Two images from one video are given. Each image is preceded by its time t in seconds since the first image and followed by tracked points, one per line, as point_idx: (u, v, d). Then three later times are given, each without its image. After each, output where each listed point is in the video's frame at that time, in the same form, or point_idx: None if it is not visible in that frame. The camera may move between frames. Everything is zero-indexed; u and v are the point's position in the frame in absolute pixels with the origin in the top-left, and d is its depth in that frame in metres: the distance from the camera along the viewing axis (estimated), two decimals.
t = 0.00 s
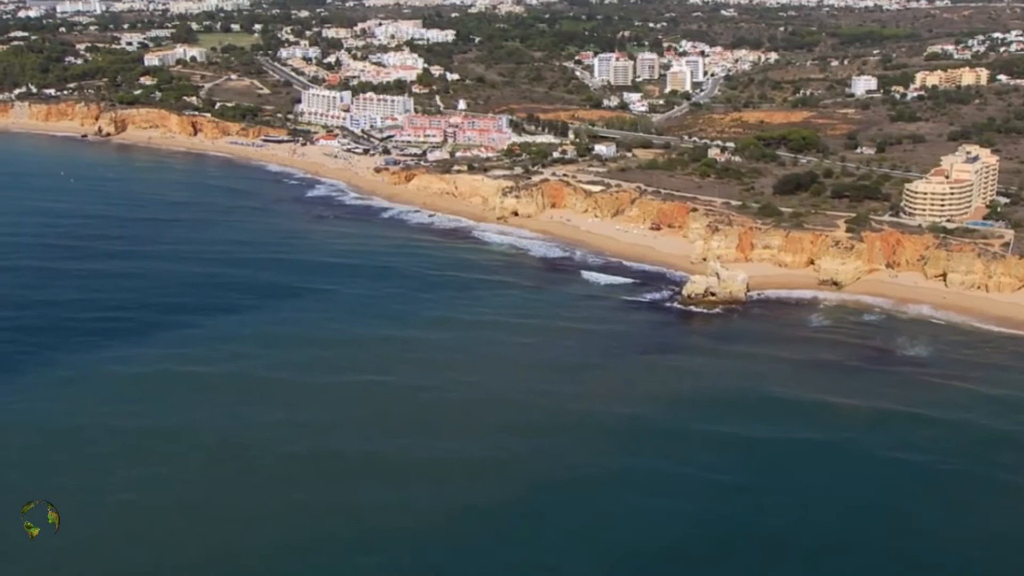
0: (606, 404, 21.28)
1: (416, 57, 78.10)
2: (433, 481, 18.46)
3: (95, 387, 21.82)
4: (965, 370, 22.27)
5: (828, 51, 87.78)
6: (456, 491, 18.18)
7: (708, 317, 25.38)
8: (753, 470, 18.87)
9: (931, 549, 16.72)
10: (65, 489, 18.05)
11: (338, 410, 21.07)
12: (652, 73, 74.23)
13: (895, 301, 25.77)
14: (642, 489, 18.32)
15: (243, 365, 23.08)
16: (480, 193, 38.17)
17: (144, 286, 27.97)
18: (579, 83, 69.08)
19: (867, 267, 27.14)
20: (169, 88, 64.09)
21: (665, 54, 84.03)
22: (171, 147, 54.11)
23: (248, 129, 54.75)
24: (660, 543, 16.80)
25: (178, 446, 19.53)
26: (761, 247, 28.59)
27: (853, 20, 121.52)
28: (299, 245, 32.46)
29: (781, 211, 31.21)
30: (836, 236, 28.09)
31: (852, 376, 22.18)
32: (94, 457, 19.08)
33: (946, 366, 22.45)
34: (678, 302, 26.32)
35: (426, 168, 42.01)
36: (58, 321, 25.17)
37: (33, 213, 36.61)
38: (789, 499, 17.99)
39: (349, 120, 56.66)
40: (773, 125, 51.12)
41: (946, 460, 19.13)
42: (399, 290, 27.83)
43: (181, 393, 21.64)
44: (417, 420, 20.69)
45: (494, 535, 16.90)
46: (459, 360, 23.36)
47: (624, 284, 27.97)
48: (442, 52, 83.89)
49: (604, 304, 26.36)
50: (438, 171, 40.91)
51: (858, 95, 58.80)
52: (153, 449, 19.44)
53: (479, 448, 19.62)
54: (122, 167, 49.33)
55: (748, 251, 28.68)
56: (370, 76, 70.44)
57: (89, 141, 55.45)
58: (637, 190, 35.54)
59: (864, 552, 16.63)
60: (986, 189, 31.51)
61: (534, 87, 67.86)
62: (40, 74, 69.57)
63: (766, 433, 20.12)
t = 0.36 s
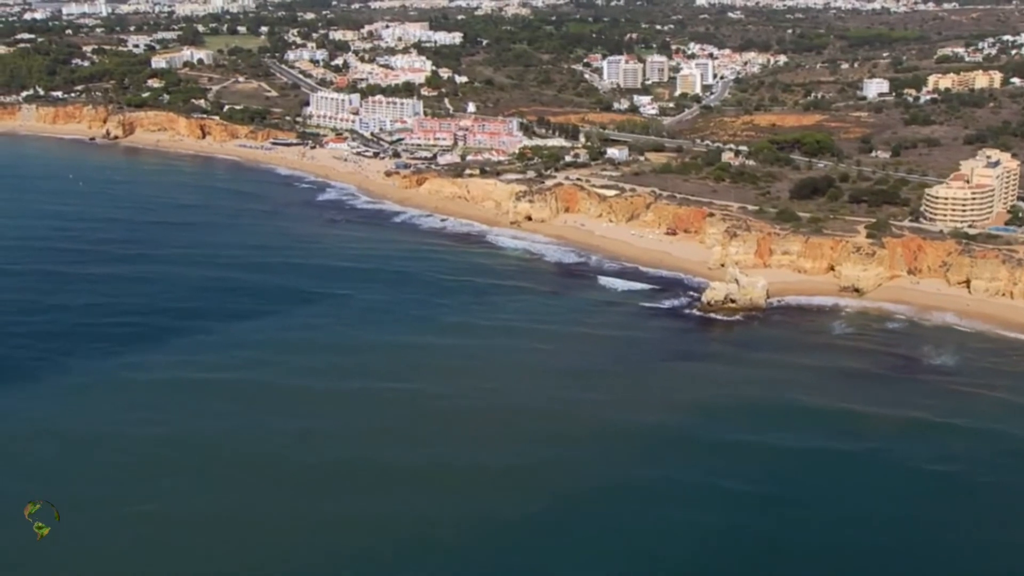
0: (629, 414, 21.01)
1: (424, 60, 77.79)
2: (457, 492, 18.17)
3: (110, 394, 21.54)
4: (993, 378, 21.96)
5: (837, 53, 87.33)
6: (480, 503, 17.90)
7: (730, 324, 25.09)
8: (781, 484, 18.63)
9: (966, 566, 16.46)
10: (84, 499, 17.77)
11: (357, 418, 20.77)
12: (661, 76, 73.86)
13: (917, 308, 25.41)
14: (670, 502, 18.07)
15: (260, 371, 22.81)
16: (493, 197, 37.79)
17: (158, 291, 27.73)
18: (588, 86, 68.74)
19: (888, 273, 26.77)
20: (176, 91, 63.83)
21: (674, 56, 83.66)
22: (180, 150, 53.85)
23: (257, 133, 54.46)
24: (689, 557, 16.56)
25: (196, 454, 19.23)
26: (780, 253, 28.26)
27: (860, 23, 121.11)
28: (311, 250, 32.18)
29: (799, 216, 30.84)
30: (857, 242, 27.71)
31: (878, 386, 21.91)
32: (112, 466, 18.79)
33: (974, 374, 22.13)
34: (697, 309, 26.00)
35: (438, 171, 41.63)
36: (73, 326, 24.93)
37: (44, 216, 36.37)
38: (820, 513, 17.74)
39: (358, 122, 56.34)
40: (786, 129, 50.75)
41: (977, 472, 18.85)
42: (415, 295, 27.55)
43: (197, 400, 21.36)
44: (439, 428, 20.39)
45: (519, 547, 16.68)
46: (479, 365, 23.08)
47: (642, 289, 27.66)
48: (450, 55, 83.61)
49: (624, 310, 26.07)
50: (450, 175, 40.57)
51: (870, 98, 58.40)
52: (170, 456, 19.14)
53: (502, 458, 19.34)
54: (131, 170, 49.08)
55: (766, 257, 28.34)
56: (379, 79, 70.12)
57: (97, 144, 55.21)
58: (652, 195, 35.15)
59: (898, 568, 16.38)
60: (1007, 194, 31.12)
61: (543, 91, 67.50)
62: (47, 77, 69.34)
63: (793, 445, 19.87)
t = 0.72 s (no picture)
0: (659, 425, 20.77)
1: (434, 62, 77.40)
2: (484, 505, 18.11)
3: (133, 407, 21.48)
4: None
5: (848, 56, 86.81)
6: (509, 516, 17.81)
7: (758, 331, 24.76)
8: (817, 496, 18.36)
9: None
10: (111, 516, 17.79)
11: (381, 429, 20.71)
12: (673, 79, 73.41)
13: (947, 317, 25.00)
14: (704, 515, 17.83)
15: (283, 382, 22.68)
16: (509, 202, 37.37)
17: (176, 298, 27.51)
18: (600, 89, 68.31)
19: (916, 281, 26.34)
20: (186, 94, 63.47)
21: (685, 59, 83.16)
22: (191, 154, 53.53)
23: (268, 136, 54.12)
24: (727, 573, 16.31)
25: (221, 469, 19.25)
26: (804, 260, 27.85)
27: (869, 26, 120.50)
28: (328, 255, 31.85)
29: (823, 223, 30.42)
30: (884, 249, 27.28)
31: (911, 398, 21.60)
32: (138, 483, 18.80)
33: (1009, 386, 21.83)
34: (722, 317, 25.57)
35: (452, 176, 41.24)
36: (93, 338, 24.78)
37: (57, 220, 36.11)
38: (857, 526, 17.46)
39: (370, 126, 56.00)
40: (802, 133, 50.34)
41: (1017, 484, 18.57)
42: (436, 302, 27.26)
43: (221, 412, 21.29)
44: (465, 439, 20.31)
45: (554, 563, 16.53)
46: (503, 375, 22.93)
47: (666, 296, 27.33)
48: (460, 57, 83.23)
49: (648, 317, 25.77)
50: (465, 179, 40.15)
51: (885, 102, 57.96)
52: (196, 472, 19.16)
53: (530, 469, 19.25)
54: (142, 174, 48.76)
55: (791, 264, 27.91)
56: (389, 81, 69.74)
57: (107, 147, 54.90)
58: (671, 201, 34.76)
59: None
60: None
61: (555, 94, 67.10)
62: (56, 79, 69.03)
63: (828, 456, 19.59)
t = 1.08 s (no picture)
0: (689, 437, 20.52)
1: (443, 65, 77.02)
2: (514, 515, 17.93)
3: (155, 413, 21.27)
4: None
5: (859, 59, 86.32)
6: (540, 528, 17.63)
7: (784, 339, 24.45)
8: (853, 514, 18.12)
9: None
10: (137, 523, 17.65)
11: (407, 434, 20.53)
12: (684, 83, 72.96)
13: (975, 326, 24.67)
14: (739, 533, 17.61)
15: (305, 389, 22.42)
16: (524, 208, 36.95)
17: (193, 303, 27.22)
18: (610, 93, 67.86)
19: (942, 289, 25.98)
20: (195, 97, 63.09)
21: (695, 62, 82.68)
22: (200, 157, 53.13)
23: (278, 140, 53.76)
24: None
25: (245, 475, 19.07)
26: (827, 267, 27.41)
27: (878, 29, 119.98)
28: (343, 261, 31.51)
29: (844, 229, 30.00)
30: (909, 256, 26.84)
31: (944, 412, 21.34)
32: (165, 490, 18.63)
33: None
34: (745, 326, 25.16)
35: (466, 181, 40.82)
36: (111, 344, 24.50)
37: (70, 224, 35.79)
38: (897, 545, 17.26)
39: (381, 130, 55.64)
40: (817, 137, 49.95)
41: None
42: (457, 309, 26.95)
43: (243, 418, 21.07)
44: (491, 445, 20.14)
45: None
46: (529, 381, 22.71)
47: (689, 302, 27.02)
48: (469, 60, 82.85)
49: (672, 324, 25.45)
50: (479, 184, 39.72)
51: (900, 106, 57.54)
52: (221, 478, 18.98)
53: (558, 479, 19.07)
54: (152, 178, 48.43)
55: (813, 271, 27.51)
56: (398, 84, 69.34)
57: (117, 151, 54.55)
58: (690, 206, 34.35)
59: None
60: None
61: (566, 97, 66.72)
62: (64, 82, 68.69)
63: (862, 471, 19.36)
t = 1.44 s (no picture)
0: (717, 453, 20.33)
1: (452, 68, 76.66)
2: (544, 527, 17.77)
3: (180, 420, 21.14)
4: None
5: (870, 62, 85.84)
6: (569, 541, 17.48)
7: (810, 348, 24.19)
8: (885, 532, 17.94)
9: None
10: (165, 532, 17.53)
11: (432, 446, 20.38)
12: (695, 86, 72.53)
13: (1003, 335, 24.43)
14: (770, 549, 17.43)
15: (328, 400, 22.25)
16: (539, 212, 36.54)
17: (210, 310, 27.01)
18: (621, 96, 67.50)
19: (969, 297, 25.71)
20: (204, 100, 62.80)
21: (704, 65, 82.29)
22: (210, 160, 52.83)
23: (288, 143, 53.46)
24: None
25: (271, 485, 18.91)
26: (851, 273, 27.07)
27: (887, 31, 119.43)
28: (358, 266, 31.21)
29: (866, 234, 29.64)
30: (935, 263, 26.50)
31: (975, 427, 21.13)
32: (189, 498, 18.44)
33: None
34: (769, 334, 24.82)
35: (479, 185, 40.45)
36: (130, 351, 24.31)
37: (81, 228, 35.53)
38: (936, 562, 17.19)
39: (392, 133, 55.32)
40: (832, 141, 49.59)
41: None
42: (477, 318, 26.73)
43: (266, 428, 20.91)
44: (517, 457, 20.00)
45: None
46: (552, 393, 22.54)
47: (710, 309, 26.78)
48: (478, 63, 82.54)
49: (694, 333, 25.21)
50: (493, 188, 39.32)
51: (913, 109, 57.21)
52: (246, 487, 18.81)
53: (587, 492, 18.90)
54: (163, 181, 48.17)
55: (837, 277, 27.19)
56: (408, 87, 68.98)
57: (126, 154, 54.27)
58: (708, 211, 33.95)
59: None
60: None
61: (576, 100, 66.35)
62: (71, 85, 68.43)
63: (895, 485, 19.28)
